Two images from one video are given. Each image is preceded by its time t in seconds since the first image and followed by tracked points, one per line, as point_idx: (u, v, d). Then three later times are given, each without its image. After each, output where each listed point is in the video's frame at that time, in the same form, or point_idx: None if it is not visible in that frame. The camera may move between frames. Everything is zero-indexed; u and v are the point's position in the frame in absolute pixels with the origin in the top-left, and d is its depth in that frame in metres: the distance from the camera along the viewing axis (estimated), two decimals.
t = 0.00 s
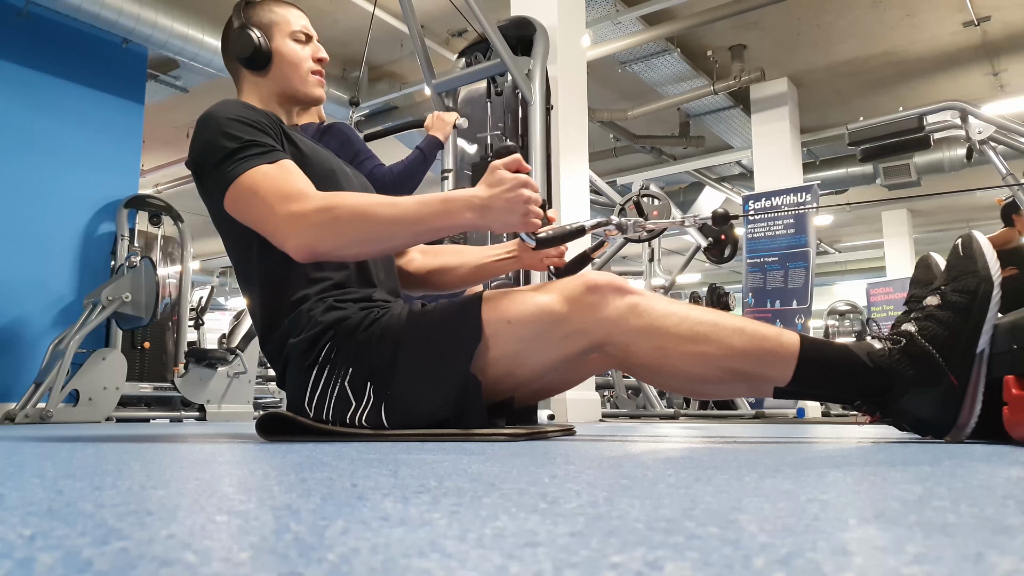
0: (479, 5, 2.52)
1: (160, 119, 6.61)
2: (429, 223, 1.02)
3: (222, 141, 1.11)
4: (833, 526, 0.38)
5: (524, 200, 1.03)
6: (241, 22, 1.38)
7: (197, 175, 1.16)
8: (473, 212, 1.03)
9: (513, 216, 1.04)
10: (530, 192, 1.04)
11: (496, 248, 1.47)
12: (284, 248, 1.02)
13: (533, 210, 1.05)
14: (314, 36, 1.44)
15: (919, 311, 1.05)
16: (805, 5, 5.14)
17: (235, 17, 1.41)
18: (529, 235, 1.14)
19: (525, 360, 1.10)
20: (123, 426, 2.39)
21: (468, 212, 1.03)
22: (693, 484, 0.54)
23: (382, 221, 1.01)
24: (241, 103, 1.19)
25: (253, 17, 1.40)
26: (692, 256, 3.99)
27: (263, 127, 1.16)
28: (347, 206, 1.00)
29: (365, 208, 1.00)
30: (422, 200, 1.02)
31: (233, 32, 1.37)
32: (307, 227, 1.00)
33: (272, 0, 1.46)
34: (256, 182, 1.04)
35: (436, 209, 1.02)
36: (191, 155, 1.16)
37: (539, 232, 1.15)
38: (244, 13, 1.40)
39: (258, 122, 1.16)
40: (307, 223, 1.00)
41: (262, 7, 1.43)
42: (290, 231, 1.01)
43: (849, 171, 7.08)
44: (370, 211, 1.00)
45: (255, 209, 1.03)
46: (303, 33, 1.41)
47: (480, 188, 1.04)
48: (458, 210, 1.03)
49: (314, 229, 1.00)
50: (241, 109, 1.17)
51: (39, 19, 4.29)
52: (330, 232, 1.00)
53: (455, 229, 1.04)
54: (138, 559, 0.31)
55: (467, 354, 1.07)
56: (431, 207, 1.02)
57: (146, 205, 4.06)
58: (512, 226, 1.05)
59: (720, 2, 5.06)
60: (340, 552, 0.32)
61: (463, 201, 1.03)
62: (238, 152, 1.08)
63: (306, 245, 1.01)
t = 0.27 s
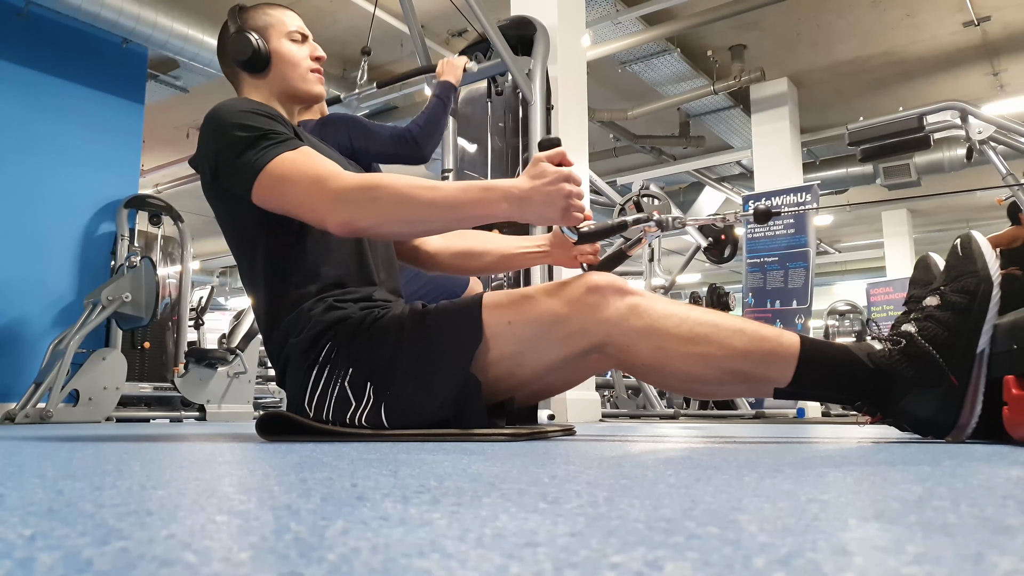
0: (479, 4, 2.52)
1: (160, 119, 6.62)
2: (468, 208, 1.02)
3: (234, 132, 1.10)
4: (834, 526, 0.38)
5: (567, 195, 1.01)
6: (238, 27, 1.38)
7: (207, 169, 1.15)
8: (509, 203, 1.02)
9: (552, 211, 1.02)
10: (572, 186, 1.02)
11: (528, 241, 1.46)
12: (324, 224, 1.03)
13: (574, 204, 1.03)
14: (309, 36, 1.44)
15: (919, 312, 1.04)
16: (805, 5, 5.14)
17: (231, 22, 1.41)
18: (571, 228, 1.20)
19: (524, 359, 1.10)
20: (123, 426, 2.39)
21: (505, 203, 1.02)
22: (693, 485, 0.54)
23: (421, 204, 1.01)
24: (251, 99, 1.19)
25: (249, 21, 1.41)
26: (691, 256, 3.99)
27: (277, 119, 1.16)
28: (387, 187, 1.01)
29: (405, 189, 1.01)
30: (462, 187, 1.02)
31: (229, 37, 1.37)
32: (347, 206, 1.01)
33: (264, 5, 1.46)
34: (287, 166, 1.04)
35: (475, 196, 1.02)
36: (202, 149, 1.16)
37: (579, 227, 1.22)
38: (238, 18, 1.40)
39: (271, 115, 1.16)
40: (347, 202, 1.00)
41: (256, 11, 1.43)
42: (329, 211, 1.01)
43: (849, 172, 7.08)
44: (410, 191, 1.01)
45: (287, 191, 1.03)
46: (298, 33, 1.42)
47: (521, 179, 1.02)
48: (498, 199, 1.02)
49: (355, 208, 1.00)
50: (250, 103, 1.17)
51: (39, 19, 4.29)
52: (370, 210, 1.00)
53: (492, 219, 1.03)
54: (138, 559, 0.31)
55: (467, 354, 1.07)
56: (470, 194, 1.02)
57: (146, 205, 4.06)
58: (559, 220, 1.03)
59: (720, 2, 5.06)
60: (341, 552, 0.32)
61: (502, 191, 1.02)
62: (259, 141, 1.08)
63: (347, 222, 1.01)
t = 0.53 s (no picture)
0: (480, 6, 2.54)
1: (160, 118, 6.61)
2: (497, 193, 1.02)
3: (245, 125, 1.08)
4: (834, 526, 0.38)
5: (595, 189, 1.03)
6: (241, 28, 1.38)
7: (215, 162, 1.13)
8: (536, 194, 1.03)
9: (579, 205, 1.04)
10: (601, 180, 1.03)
11: (549, 232, 1.47)
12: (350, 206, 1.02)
13: (602, 198, 1.04)
14: (313, 37, 1.44)
15: (918, 314, 1.05)
16: (805, 5, 5.14)
17: (235, 23, 1.41)
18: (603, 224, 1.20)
19: (525, 360, 1.10)
20: (123, 426, 2.39)
21: (531, 194, 1.03)
22: (694, 485, 0.54)
23: (450, 187, 1.01)
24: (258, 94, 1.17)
25: (253, 22, 1.41)
26: (691, 256, 3.99)
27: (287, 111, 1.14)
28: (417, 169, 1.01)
29: (434, 171, 1.02)
30: (490, 174, 1.02)
31: (233, 37, 1.37)
32: (375, 188, 1.01)
33: (268, 7, 1.46)
34: (308, 151, 1.02)
35: (502, 185, 1.02)
36: (210, 143, 1.14)
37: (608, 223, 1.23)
38: (242, 20, 1.40)
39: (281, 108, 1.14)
40: (375, 183, 1.00)
41: (259, 13, 1.43)
42: (357, 192, 1.01)
43: (849, 172, 7.08)
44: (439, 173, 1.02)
45: (308, 176, 1.01)
46: (302, 34, 1.42)
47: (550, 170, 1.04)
48: (524, 190, 1.03)
49: (384, 190, 1.01)
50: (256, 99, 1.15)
51: (39, 19, 4.29)
52: (399, 191, 1.01)
53: (516, 209, 1.04)
54: (138, 559, 0.31)
55: (469, 355, 1.07)
56: (497, 181, 1.02)
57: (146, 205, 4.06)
58: (585, 211, 1.04)
59: (720, 2, 5.07)
60: (340, 552, 0.32)
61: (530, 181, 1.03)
62: (272, 131, 1.06)
63: (375, 200, 1.01)
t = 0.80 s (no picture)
0: (479, 6, 2.55)
1: (160, 118, 6.62)
2: (512, 182, 1.04)
3: (250, 119, 1.07)
4: (833, 526, 0.38)
5: (609, 179, 1.06)
6: (242, 27, 1.38)
7: (219, 157, 1.12)
8: (550, 182, 1.05)
9: (593, 195, 1.07)
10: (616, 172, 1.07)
11: (559, 229, 1.48)
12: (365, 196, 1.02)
13: (616, 189, 1.08)
14: (314, 35, 1.44)
15: (918, 314, 1.04)
16: (805, 5, 5.14)
17: (236, 22, 1.41)
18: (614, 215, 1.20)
19: (526, 359, 1.10)
20: (123, 426, 2.38)
21: (545, 183, 1.05)
22: (693, 484, 0.54)
23: (466, 176, 1.02)
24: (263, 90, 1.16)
25: (253, 21, 1.40)
26: (691, 256, 3.99)
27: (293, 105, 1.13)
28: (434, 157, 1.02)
29: (450, 159, 1.02)
30: (504, 164, 1.04)
31: (235, 37, 1.37)
32: (390, 177, 1.01)
33: (268, 6, 1.46)
34: (321, 142, 1.02)
35: (518, 175, 1.04)
36: (215, 136, 1.13)
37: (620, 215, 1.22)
38: (243, 19, 1.40)
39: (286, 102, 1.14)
40: (391, 173, 1.01)
41: (260, 12, 1.43)
42: (374, 181, 1.01)
43: (849, 172, 7.08)
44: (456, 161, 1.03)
45: (322, 167, 1.01)
46: (303, 32, 1.41)
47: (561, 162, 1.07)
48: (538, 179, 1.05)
49: (400, 180, 1.01)
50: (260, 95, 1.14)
51: (38, 19, 4.28)
52: (415, 178, 1.02)
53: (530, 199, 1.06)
54: (138, 559, 0.31)
55: (470, 354, 1.07)
56: (512, 170, 1.04)
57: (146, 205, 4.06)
58: (592, 200, 1.07)
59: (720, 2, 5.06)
60: (340, 552, 0.32)
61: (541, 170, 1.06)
62: (282, 123, 1.05)
63: (392, 190, 1.02)
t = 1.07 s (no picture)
0: (479, 6, 2.54)
1: (160, 118, 6.62)
2: (488, 189, 1.02)
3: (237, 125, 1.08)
4: (833, 526, 0.38)
5: (586, 182, 1.02)
6: (230, 32, 1.38)
7: (210, 164, 1.13)
8: (529, 186, 1.02)
9: (572, 197, 1.03)
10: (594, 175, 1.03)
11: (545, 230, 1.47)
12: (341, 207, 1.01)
13: (594, 191, 1.04)
14: (301, 40, 1.44)
15: (918, 313, 1.04)
16: (805, 5, 5.14)
17: (223, 28, 1.41)
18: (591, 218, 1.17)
19: (525, 359, 1.10)
20: (123, 426, 2.38)
21: (525, 186, 1.03)
22: (693, 484, 0.54)
23: (443, 181, 1.01)
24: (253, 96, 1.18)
25: (241, 26, 1.40)
26: (691, 256, 3.99)
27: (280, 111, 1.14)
28: (409, 165, 1.00)
29: (426, 167, 1.01)
30: (482, 170, 1.02)
31: (222, 42, 1.37)
32: (366, 188, 1.00)
33: (255, 11, 1.46)
34: (300, 152, 1.02)
35: (496, 180, 1.02)
36: (205, 148, 1.15)
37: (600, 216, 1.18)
38: (230, 25, 1.40)
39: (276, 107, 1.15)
40: (365, 183, 1.00)
41: (246, 17, 1.43)
42: (348, 191, 1.00)
43: (849, 172, 7.08)
44: (431, 168, 1.01)
45: (303, 178, 1.01)
46: (290, 37, 1.42)
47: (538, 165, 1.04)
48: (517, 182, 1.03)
49: (373, 189, 1.00)
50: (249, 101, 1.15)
51: (38, 19, 4.28)
52: (389, 188, 1.00)
53: (511, 203, 1.04)
54: (138, 559, 0.31)
55: (470, 354, 1.07)
56: (489, 176, 1.02)
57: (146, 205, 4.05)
58: (574, 204, 1.04)
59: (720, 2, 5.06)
60: (341, 552, 0.32)
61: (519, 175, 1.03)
62: (265, 130, 1.06)
63: (367, 200, 1.00)
